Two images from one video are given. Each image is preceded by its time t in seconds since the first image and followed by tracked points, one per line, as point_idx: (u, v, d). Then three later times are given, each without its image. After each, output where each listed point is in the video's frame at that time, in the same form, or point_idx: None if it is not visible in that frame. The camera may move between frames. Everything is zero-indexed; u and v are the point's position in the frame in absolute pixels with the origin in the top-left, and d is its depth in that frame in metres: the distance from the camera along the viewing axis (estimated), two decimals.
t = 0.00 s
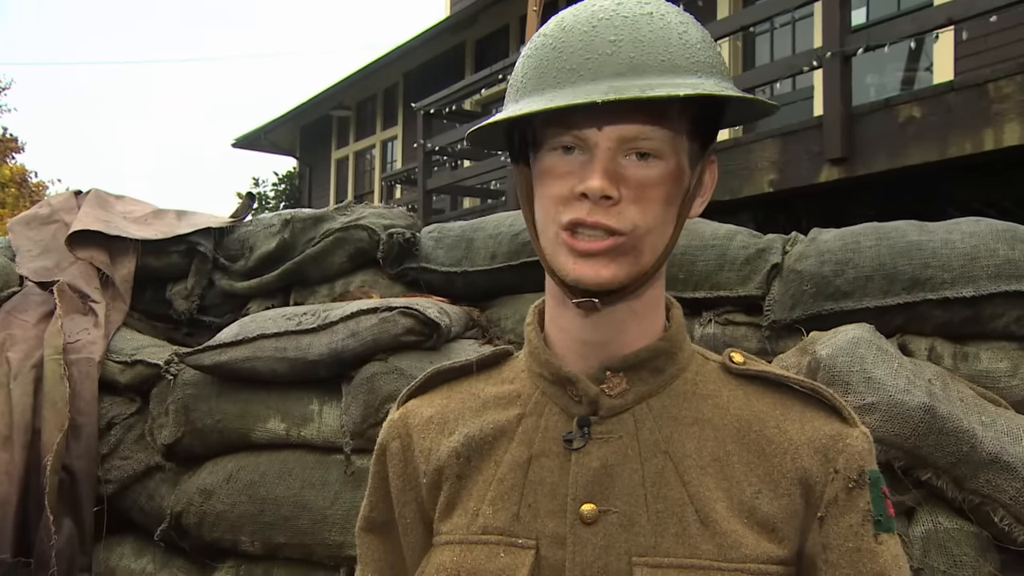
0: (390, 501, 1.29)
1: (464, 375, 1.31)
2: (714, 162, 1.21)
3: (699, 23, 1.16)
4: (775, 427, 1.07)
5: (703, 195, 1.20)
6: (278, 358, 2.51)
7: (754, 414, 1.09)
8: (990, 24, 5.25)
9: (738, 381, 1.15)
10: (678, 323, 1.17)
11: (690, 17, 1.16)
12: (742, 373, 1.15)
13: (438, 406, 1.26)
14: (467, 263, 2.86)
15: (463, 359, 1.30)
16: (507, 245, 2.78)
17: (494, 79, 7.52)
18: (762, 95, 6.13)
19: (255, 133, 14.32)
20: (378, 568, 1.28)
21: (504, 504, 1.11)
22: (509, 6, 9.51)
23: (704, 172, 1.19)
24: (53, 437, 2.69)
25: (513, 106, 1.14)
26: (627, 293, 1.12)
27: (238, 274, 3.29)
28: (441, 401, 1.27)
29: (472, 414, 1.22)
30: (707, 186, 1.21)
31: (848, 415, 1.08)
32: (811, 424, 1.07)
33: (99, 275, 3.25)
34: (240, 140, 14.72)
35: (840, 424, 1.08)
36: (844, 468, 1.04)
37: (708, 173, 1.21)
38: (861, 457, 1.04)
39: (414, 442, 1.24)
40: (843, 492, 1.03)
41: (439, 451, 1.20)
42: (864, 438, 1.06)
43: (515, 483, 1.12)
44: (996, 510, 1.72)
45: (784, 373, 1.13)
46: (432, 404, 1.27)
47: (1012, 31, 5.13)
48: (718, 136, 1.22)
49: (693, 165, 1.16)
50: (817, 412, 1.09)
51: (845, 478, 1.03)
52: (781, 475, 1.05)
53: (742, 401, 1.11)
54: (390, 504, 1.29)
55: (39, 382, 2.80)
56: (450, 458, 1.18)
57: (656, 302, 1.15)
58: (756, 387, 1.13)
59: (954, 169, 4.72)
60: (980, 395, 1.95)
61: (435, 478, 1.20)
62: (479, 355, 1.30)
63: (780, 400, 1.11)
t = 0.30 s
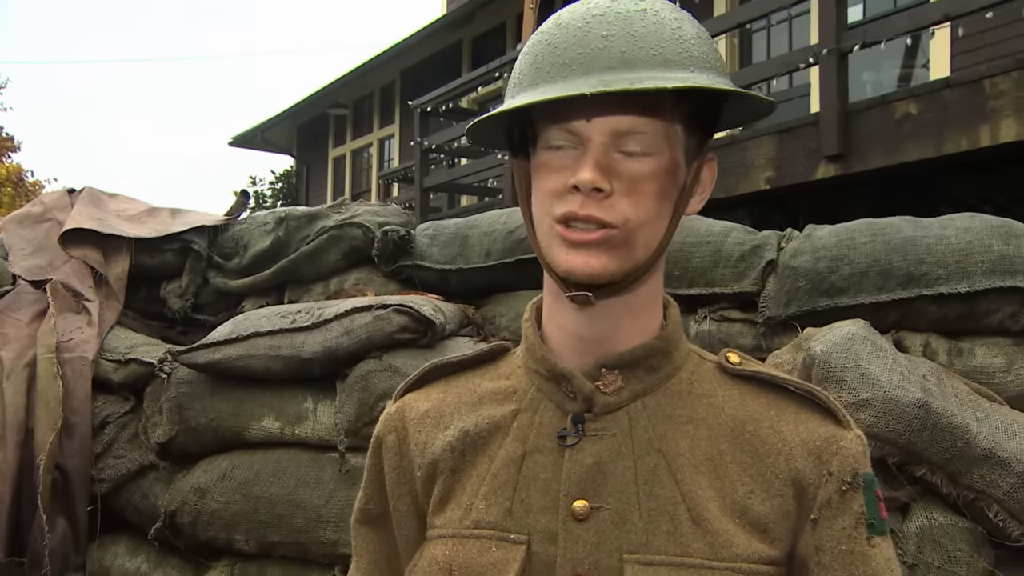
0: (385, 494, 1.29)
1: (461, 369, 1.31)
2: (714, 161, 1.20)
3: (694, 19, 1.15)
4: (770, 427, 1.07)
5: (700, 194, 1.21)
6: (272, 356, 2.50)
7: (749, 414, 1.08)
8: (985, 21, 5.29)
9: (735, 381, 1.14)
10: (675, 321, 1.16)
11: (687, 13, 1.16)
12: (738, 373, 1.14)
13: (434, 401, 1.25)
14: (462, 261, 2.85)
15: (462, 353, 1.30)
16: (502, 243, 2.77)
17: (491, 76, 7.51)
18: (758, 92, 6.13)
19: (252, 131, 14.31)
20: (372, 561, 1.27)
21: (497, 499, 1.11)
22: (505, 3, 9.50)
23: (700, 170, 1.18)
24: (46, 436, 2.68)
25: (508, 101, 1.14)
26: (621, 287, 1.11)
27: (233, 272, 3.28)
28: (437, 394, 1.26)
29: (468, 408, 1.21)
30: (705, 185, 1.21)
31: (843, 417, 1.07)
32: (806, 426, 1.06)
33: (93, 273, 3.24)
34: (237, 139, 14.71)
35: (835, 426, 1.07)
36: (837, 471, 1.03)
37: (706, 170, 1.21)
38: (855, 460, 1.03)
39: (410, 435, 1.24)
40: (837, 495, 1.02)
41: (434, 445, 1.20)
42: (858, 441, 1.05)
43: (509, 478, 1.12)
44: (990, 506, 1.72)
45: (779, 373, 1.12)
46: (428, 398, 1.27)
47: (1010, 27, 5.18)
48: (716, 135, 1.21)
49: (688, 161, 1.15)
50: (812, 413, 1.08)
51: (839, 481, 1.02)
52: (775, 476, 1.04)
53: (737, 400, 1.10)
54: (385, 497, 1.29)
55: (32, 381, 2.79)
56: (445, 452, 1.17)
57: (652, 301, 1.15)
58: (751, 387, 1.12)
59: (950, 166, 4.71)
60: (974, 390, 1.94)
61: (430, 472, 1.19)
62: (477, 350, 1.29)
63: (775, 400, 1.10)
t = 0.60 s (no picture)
0: (376, 490, 1.29)
1: (453, 367, 1.31)
2: (698, 156, 1.21)
3: (669, 15, 1.15)
4: (753, 426, 1.06)
5: (685, 189, 1.20)
6: (267, 354, 2.50)
7: (733, 412, 1.08)
8: (985, 19, 5.31)
9: (720, 379, 1.14)
10: (663, 318, 1.16)
11: (664, 10, 1.15)
12: (724, 373, 1.13)
13: (425, 397, 1.26)
14: (458, 259, 2.84)
15: (454, 350, 1.30)
16: (498, 241, 2.77)
17: (490, 75, 7.50)
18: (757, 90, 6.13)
19: (251, 130, 14.30)
20: (363, 555, 1.27)
21: (481, 494, 1.11)
22: (505, 2, 9.49)
23: (683, 165, 1.17)
24: (41, 435, 2.68)
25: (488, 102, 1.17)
26: (599, 281, 1.11)
27: (229, 271, 3.28)
28: (428, 391, 1.27)
29: (457, 404, 1.21)
30: (689, 179, 1.21)
31: (827, 417, 1.06)
32: (789, 425, 1.06)
33: (89, 272, 3.23)
34: (237, 138, 14.71)
35: (819, 426, 1.06)
36: (819, 470, 1.02)
37: (690, 165, 1.21)
38: (838, 460, 1.02)
39: (401, 431, 1.24)
40: (818, 494, 1.02)
41: (423, 440, 1.20)
42: (842, 441, 1.04)
43: (493, 473, 1.12)
44: (985, 504, 1.73)
45: (765, 372, 1.12)
46: (419, 395, 1.27)
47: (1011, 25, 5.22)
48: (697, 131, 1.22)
49: (668, 157, 1.14)
50: (797, 414, 1.08)
51: (820, 480, 1.02)
52: (756, 474, 1.04)
53: (721, 399, 1.10)
54: (376, 492, 1.29)
55: (27, 379, 2.79)
56: (433, 447, 1.18)
57: (637, 298, 1.15)
58: (736, 386, 1.12)
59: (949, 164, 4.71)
60: (969, 388, 1.94)
61: (418, 467, 1.20)
62: (469, 347, 1.30)
63: (759, 399, 1.10)
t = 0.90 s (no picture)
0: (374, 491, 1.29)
1: (449, 369, 1.32)
2: (680, 150, 1.21)
3: (639, 11, 1.15)
4: (741, 422, 1.06)
5: (666, 184, 1.20)
6: (267, 355, 2.51)
7: (721, 408, 1.08)
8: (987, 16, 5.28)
9: (710, 376, 1.14)
10: (651, 315, 1.16)
11: (635, 6, 1.15)
12: (713, 369, 1.14)
13: (421, 399, 1.26)
14: (458, 259, 2.84)
15: (450, 352, 1.31)
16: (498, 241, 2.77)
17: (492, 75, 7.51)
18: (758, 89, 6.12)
19: (254, 132, 14.33)
20: (362, 557, 1.28)
21: (472, 493, 1.12)
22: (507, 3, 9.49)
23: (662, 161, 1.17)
24: (43, 437, 2.69)
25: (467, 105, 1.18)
26: (580, 278, 1.10)
27: (230, 272, 3.28)
28: (425, 393, 1.27)
29: (450, 405, 1.22)
30: (671, 174, 1.21)
31: (817, 412, 1.05)
32: (778, 420, 1.06)
33: (90, 274, 3.24)
34: (239, 140, 14.74)
35: (809, 421, 1.05)
36: (807, 465, 1.01)
37: (672, 159, 1.22)
38: (826, 454, 1.01)
39: (397, 432, 1.25)
40: (806, 489, 1.00)
41: (418, 441, 1.20)
42: (832, 435, 1.03)
43: (483, 473, 1.12)
44: (986, 501, 1.72)
45: (754, 369, 1.11)
46: (416, 396, 1.28)
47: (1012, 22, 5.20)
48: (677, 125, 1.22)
49: (646, 153, 1.15)
50: (786, 409, 1.07)
51: (808, 475, 1.00)
52: (744, 470, 1.04)
53: (710, 395, 1.10)
54: (374, 494, 1.29)
55: (29, 382, 2.80)
56: (426, 449, 1.18)
57: (622, 296, 1.15)
58: (726, 383, 1.12)
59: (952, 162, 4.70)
60: (970, 385, 1.94)
61: (413, 468, 1.20)
62: (466, 348, 1.30)
63: (749, 396, 1.10)
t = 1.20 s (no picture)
0: (377, 497, 1.29)
1: (450, 374, 1.32)
2: (675, 150, 1.21)
3: (631, 11, 1.15)
4: (741, 422, 1.06)
5: (662, 185, 1.20)
6: (271, 359, 2.52)
7: (721, 409, 1.08)
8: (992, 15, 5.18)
9: (709, 377, 1.14)
10: (649, 317, 1.16)
11: (627, 5, 1.15)
12: (713, 369, 1.14)
13: (422, 404, 1.27)
14: (461, 262, 2.85)
15: (451, 357, 1.31)
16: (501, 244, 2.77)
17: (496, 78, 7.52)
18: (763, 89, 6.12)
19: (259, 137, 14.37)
20: (365, 562, 1.28)
21: (473, 498, 1.12)
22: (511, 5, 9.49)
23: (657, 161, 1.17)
24: (49, 442, 2.71)
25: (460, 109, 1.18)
26: (574, 282, 1.10)
27: (234, 277, 3.29)
28: (426, 398, 1.28)
29: (451, 410, 1.22)
30: (667, 174, 1.21)
31: (817, 410, 1.05)
32: (778, 420, 1.05)
33: (95, 279, 3.25)
34: (245, 144, 14.78)
35: (809, 420, 1.05)
36: (807, 464, 1.01)
37: (667, 159, 1.21)
38: (827, 453, 1.00)
39: (399, 438, 1.25)
40: (806, 488, 1.00)
41: (419, 446, 1.20)
42: (832, 433, 1.02)
43: (484, 478, 1.12)
44: (992, 502, 1.71)
45: (753, 368, 1.11)
46: (417, 402, 1.28)
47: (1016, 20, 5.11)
48: (672, 125, 1.21)
49: (640, 154, 1.14)
50: (786, 409, 1.07)
51: (808, 474, 1.00)
52: (744, 470, 1.03)
53: (710, 396, 1.10)
54: (377, 499, 1.29)
55: (35, 387, 2.81)
56: (427, 454, 1.18)
57: (617, 298, 1.14)
58: (726, 383, 1.12)
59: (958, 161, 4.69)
60: (975, 386, 1.93)
61: (415, 474, 1.20)
62: (467, 353, 1.31)
63: (749, 395, 1.10)
